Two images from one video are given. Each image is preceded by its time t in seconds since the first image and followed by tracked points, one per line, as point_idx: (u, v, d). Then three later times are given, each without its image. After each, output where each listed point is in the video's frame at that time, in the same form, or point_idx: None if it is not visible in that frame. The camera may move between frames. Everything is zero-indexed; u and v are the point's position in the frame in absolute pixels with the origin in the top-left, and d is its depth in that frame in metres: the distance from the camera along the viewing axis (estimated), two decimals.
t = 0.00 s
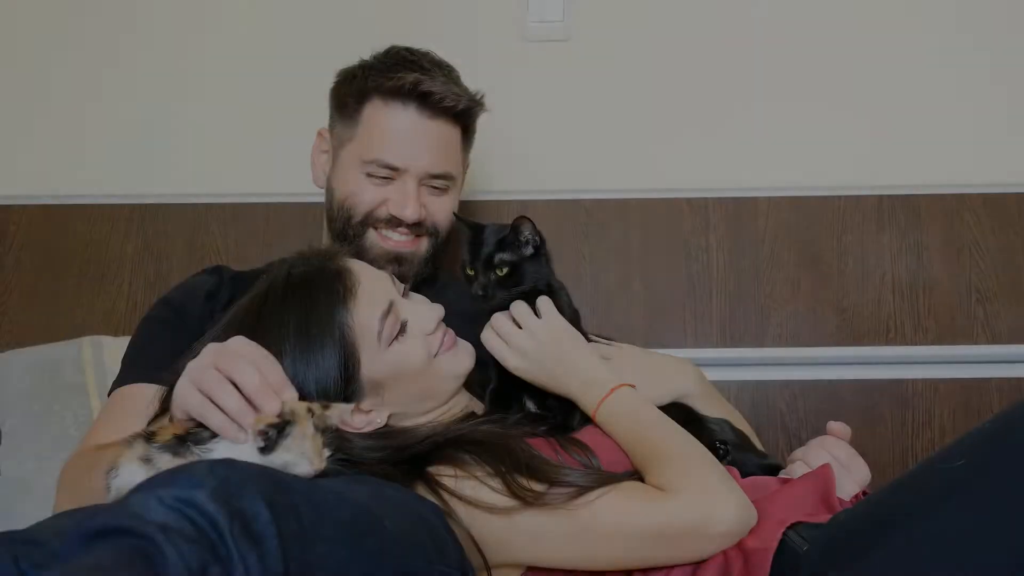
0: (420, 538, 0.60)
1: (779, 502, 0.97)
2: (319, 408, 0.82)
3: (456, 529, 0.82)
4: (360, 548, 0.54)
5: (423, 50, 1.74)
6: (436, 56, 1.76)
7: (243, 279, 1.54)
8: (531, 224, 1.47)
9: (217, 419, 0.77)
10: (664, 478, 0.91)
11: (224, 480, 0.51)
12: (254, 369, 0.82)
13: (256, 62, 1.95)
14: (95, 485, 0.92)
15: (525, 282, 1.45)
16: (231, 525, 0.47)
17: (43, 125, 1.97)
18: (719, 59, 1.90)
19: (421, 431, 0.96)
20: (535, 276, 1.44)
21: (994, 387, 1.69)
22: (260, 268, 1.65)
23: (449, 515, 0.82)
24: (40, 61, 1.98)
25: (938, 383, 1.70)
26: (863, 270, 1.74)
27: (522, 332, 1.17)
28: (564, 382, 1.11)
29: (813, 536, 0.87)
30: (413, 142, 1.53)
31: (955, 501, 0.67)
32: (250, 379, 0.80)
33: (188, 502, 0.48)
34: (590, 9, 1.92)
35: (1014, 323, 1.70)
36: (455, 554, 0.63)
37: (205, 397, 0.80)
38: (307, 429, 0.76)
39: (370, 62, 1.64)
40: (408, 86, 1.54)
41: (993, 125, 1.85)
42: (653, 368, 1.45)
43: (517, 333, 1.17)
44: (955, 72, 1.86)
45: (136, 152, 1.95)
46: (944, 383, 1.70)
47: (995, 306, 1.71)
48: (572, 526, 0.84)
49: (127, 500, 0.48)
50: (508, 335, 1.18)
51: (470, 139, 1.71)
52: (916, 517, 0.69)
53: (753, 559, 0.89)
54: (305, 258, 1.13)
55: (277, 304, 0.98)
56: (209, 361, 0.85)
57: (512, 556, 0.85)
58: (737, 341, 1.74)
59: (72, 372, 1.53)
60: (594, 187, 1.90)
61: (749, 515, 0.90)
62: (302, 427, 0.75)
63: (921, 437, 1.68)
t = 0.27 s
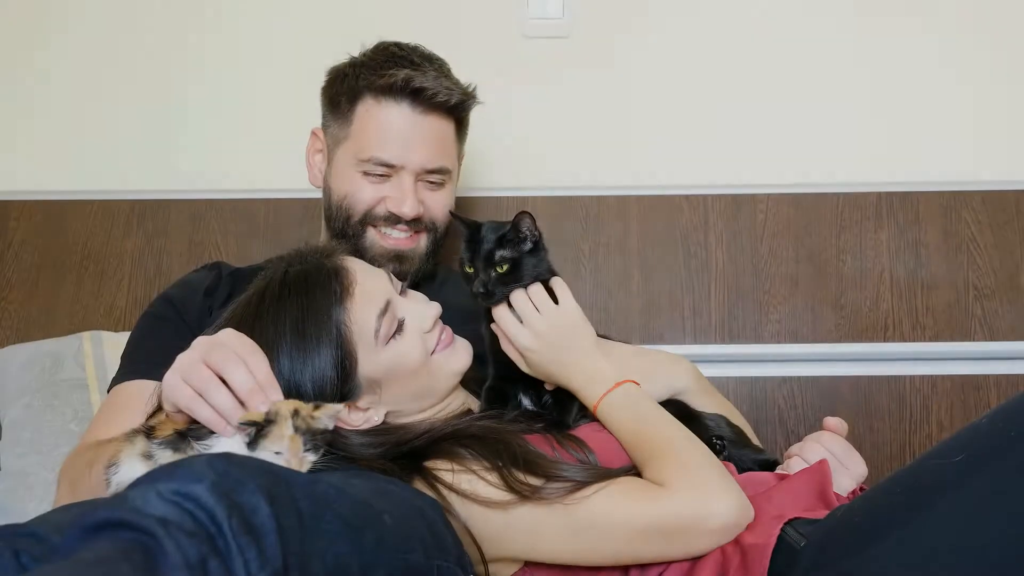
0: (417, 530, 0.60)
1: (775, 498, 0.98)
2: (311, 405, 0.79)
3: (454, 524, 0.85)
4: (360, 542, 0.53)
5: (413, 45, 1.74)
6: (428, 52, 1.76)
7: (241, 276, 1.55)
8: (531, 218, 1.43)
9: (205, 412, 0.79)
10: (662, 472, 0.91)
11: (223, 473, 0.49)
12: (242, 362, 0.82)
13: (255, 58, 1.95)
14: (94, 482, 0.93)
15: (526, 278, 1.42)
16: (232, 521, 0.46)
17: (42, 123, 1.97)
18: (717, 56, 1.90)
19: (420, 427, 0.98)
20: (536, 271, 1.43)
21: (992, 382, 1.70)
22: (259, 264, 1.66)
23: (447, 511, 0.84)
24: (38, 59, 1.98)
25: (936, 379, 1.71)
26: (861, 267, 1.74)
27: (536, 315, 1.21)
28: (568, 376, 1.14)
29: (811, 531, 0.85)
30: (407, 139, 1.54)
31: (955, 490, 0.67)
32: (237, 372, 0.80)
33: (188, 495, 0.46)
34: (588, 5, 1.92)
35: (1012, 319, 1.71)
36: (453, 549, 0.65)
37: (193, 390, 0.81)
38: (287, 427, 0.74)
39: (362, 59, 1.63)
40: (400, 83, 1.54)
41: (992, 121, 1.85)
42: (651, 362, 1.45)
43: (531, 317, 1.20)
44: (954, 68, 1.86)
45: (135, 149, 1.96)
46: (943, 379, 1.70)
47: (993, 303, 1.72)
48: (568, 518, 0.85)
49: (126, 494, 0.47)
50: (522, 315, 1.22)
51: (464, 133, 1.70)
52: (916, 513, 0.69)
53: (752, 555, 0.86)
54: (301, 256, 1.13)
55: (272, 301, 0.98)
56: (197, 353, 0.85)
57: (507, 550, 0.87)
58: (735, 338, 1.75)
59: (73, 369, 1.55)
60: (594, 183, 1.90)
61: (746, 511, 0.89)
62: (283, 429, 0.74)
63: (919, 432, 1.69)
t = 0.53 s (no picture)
0: (417, 527, 0.62)
1: (776, 496, 1.00)
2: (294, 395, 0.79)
3: (456, 518, 0.86)
4: (360, 541, 0.54)
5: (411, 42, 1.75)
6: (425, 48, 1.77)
7: (242, 274, 1.57)
8: (532, 222, 1.43)
9: (210, 420, 0.76)
10: (665, 470, 0.92)
11: (223, 471, 0.49)
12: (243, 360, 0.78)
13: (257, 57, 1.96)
14: (97, 478, 0.94)
15: (526, 282, 1.43)
16: (232, 519, 0.46)
17: (45, 121, 1.98)
18: (718, 54, 1.90)
19: (422, 423, 1.02)
20: (537, 276, 1.44)
21: (991, 379, 1.71)
22: (260, 262, 1.67)
23: (449, 505, 0.85)
24: (39, 57, 1.99)
25: (936, 376, 1.72)
26: (861, 265, 1.75)
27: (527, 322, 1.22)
28: (565, 373, 1.15)
29: (812, 528, 0.85)
30: (407, 134, 1.55)
31: (955, 490, 0.67)
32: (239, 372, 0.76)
33: (189, 492, 0.46)
34: (589, 4, 1.93)
35: (1012, 316, 1.72)
36: (453, 544, 0.67)
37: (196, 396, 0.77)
38: (269, 423, 0.75)
39: (360, 56, 1.64)
40: (399, 78, 1.55)
41: (991, 119, 1.86)
42: (652, 360, 1.47)
43: (523, 326, 1.21)
44: (955, 66, 1.87)
45: (139, 147, 1.97)
46: (943, 377, 1.72)
47: (993, 301, 1.73)
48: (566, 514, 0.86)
49: (126, 491, 0.46)
50: (518, 323, 1.23)
51: (463, 127, 1.72)
52: (914, 513, 0.69)
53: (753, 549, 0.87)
54: (304, 253, 1.14)
55: (277, 297, 0.99)
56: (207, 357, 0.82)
57: (511, 545, 0.88)
58: (735, 336, 1.76)
59: (73, 364, 1.57)
60: (595, 182, 1.91)
61: (747, 508, 0.90)
62: (266, 424, 0.75)
63: (919, 429, 1.71)
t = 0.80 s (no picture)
0: (418, 527, 0.63)
1: (775, 497, 1.01)
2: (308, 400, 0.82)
3: (456, 520, 0.87)
4: (360, 540, 0.55)
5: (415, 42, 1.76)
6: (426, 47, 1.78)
7: (243, 274, 1.58)
8: (536, 224, 1.43)
9: (219, 421, 0.77)
10: (665, 472, 0.93)
11: (224, 471, 0.50)
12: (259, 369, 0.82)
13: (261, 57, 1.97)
14: (100, 478, 0.96)
15: (528, 284, 1.43)
16: (233, 518, 0.47)
17: (47, 120, 2.00)
18: (718, 54, 1.91)
19: (423, 424, 1.02)
20: (540, 278, 1.44)
21: (990, 378, 1.72)
22: (261, 262, 1.69)
23: (448, 508, 0.86)
24: (40, 57, 2.00)
25: (935, 376, 1.73)
26: (861, 264, 1.76)
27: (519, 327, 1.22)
28: (564, 374, 1.17)
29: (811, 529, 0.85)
30: (410, 132, 1.57)
31: (953, 490, 0.67)
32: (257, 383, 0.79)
33: (190, 492, 0.47)
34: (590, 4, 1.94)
35: (1011, 316, 1.73)
36: (454, 545, 0.68)
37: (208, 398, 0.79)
38: (286, 422, 0.77)
39: (363, 55, 1.66)
40: (402, 77, 1.56)
41: (991, 120, 1.87)
42: (652, 361, 1.47)
43: (515, 328, 1.21)
44: (955, 66, 1.88)
45: (141, 147, 1.98)
46: (942, 376, 1.73)
47: (992, 301, 1.74)
48: (564, 514, 0.87)
49: (129, 490, 0.47)
50: (510, 328, 1.22)
51: (465, 126, 1.73)
52: (913, 514, 0.70)
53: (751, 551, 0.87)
54: (306, 255, 1.16)
55: (276, 300, 1.01)
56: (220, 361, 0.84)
57: (508, 548, 0.89)
58: (735, 335, 1.77)
59: (74, 363, 1.58)
60: (597, 181, 1.92)
61: (745, 509, 0.91)
62: (282, 422, 0.77)
63: (918, 428, 1.72)
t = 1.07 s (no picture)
0: (420, 526, 0.62)
1: (776, 497, 1.02)
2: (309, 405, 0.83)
3: (456, 519, 0.88)
4: (363, 539, 0.53)
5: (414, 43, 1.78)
6: (427, 48, 1.79)
7: (243, 273, 1.60)
8: (536, 223, 1.45)
9: (214, 417, 0.79)
10: (665, 472, 0.94)
11: (226, 468, 0.48)
12: (254, 368, 0.84)
13: (262, 59, 1.98)
14: (101, 477, 0.96)
15: (525, 283, 1.44)
16: (235, 518, 0.45)
17: (49, 120, 2.01)
18: (718, 54, 1.92)
19: (423, 423, 1.03)
20: (537, 275, 1.46)
21: (990, 378, 1.73)
22: (261, 262, 1.70)
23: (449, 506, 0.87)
24: (41, 59, 2.01)
25: (934, 376, 1.74)
26: (860, 264, 1.77)
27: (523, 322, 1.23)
28: (565, 373, 1.18)
29: (809, 528, 0.86)
30: (410, 133, 1.58)
31: (954, 489, 0.68)
32: (252, 386, 0.81)
33: (192, 491, 0.45)
34: (591, 5, 1.95)
35: (1011, 316, 1.73)
36: (454, 543, 0.69)
37: (204, 395, 0.82)
38: (285, 423, 0.78)
39: (362, 56, 1.67)
40: (402, 78, 1.58)
41: (991, 120, 1.87)
42: (652, 361, 1.49)
43: (519, 324, 1.23)
44: (955, 65, 1.88)
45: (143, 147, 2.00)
46: (941, 376, 1.74)
47: (991, 302, 1.75)
48: (566, 513, 0.88)
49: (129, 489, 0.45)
50: (514, 323, 1.24)
51: (465, 127, 1.74)
52: (913, 514, 0.70)
53: (752, 549, 0.87)
54: (297, 258, 1.18)
55: (271, 306, 1.02)
56: (212, 357, 0.87)
57: (508, 545, 0.90)
58: (734, 335, 1.79)
59: (76, 363, 1.60)
60: (596, 181, 1.93)
61: (745, 508, 0.92)
62: (281, 422, 0.78)
63: (917, 428, 1.73)
